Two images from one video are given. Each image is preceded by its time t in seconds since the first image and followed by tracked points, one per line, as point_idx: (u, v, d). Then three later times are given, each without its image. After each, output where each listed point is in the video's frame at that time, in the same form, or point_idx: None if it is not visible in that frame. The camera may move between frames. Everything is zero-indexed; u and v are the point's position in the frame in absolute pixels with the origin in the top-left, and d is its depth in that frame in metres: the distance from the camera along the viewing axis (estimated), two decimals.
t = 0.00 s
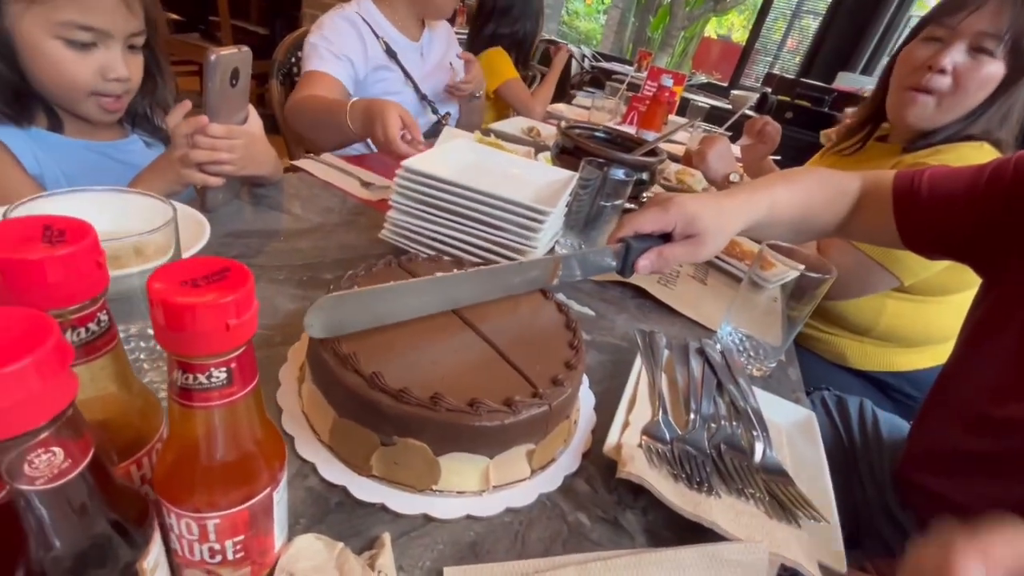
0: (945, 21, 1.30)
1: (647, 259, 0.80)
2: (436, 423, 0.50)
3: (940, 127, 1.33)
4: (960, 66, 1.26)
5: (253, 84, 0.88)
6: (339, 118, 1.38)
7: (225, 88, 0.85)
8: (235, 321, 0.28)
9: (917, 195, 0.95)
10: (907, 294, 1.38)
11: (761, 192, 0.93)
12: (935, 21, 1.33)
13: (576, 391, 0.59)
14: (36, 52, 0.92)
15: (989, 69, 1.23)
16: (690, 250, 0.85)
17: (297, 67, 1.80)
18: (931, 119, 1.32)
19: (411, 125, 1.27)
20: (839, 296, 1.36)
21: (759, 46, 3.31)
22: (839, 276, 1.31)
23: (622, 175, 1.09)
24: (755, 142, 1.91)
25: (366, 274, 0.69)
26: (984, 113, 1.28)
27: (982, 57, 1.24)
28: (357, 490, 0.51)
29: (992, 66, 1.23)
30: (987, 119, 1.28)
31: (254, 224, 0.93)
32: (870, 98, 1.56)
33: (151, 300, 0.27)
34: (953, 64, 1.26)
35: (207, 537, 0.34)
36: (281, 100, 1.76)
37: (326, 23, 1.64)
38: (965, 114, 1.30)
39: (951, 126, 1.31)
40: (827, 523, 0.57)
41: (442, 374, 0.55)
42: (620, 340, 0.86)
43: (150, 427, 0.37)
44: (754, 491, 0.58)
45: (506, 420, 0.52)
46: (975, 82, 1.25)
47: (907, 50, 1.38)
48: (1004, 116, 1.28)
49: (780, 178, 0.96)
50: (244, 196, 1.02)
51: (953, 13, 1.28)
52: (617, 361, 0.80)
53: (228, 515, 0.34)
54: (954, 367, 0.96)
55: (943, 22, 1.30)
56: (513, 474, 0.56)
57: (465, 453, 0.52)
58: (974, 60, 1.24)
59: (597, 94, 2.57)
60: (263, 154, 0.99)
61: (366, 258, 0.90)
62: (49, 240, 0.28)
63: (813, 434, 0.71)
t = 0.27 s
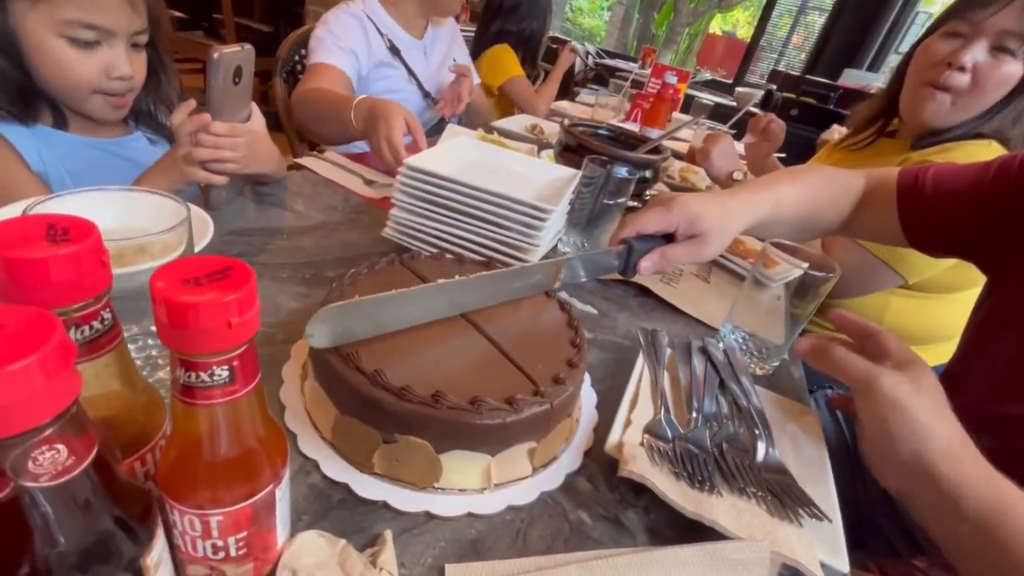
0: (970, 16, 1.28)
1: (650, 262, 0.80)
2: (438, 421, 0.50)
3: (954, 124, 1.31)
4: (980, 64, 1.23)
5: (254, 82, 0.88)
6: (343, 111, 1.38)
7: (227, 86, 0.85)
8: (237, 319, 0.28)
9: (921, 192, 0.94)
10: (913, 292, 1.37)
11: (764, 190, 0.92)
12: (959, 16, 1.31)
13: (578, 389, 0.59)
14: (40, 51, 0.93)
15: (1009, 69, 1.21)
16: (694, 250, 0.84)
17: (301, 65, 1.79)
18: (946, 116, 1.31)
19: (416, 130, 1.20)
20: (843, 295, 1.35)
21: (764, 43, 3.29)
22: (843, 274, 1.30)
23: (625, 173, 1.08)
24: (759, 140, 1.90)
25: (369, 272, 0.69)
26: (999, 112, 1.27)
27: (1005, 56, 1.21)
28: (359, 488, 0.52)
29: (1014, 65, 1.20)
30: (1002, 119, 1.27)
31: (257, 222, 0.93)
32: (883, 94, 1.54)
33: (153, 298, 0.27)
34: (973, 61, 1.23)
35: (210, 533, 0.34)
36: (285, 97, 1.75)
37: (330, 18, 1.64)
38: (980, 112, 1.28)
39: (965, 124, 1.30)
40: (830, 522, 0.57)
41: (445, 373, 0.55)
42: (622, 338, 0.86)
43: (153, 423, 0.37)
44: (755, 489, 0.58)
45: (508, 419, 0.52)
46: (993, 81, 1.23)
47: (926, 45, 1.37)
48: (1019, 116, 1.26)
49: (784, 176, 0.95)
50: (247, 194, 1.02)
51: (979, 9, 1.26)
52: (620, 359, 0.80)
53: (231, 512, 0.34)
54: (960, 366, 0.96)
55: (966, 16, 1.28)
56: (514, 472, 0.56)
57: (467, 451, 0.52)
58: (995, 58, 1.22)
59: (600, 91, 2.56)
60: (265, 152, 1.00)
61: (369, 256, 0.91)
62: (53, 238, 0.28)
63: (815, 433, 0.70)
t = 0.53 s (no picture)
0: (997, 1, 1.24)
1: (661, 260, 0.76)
2: (452, 418, 0.49)
3: (979, 114, 1.27)
4: (1006, 50, 1.19)
5: (258, 72, 0.86)
6: (353, 106, 1.36)
7: (232, 76, 0.84)
8: (248, 313, 0.27)
9: (943, 183, 0.91)
10: (929, 286, 1.34)
11: (779, 183, 0.90)
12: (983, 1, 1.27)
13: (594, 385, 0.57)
14: (45, 41, 0.92)
15: None
16: (706, 248, 0.81)
17: (307, 58, 1.79)
18: (970, 106, 1.27)
19: (428, 130, 1.16)
20: (857, 289, 1.32)
21: (773, 34, 3.25)
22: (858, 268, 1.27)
23: (637, 165, 1.06)
24: (773, 132, 1.86)
25: (379, 265, 0.68)
26: None
27: None
28: (371, 486, 0.51)
29: None
30: None
31: (264, 215, 0.92)
32: (904, 85, 1.50)
33: (160, 290, 0.26)
34: (1000, 47, 1.19)
35: (220, 535, 0.33)
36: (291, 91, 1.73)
37: (338, 9, 1.62)
38: (1006, 101, 1.24)
39: (991, 113, 1.26)
40: (855, 523, 0.55)
41: (459, 369, 0.54)
42: (635, 333, 0.84)
43: (161, 421, 0.36)
44: (776, 488, 0.57)
45: (523, 416, 0.50)
46: (1019, 68, 1.19)
47: (950, 31, 1.33)
48: None
49: (799, 168, 0.93)
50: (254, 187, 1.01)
51: None
52: (633, 355, 0.79)
53: (242, 512, 0.33)
54: (982, 362, 0.93)
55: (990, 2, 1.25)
56: (529, 469, 0.55)
57: (481, 449, 0.51)
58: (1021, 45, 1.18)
59: (608, 83, 2.53)
60: (272, 144, 0.98)
61: (378, 249, 0.89)
62: (55, 228, 0.27)
63: (837, 430, 0.69)
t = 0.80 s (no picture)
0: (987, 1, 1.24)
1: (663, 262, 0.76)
2: (454, 419, 0.49)
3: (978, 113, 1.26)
4: (1000, 48, 1.19)
5: (259, 73, 0.86)
6: (358, 106, 1.36)
7: (232, 77, 0.84)
8: (251, 316, 0.27)
9: (943, 183, 0.91)
10: (930, 285, 1.34)
11: (781, 185, 0.90)
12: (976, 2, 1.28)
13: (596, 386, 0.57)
14: (47, 43, 0.92)
15: None
16: (707, 251, 0.81)
17: (307, 59, 1.78)
18: (969, 105, 1.27)
19: (439, 130, 1.16)
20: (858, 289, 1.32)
21: (773, 34, 3.25)
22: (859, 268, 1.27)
23: (638, 165, 1.06)
24: (773, 132, 1.86)
25: (381, 266, 0.68)
26: None
27: None
28: (374, 487, 0.51)
29: None
30: None
31: (265, 216, 0.92)
32: (903, 84, 1.50)
33: (163, 293, 0.26)
34: (993, 46, 1.20)
35: (223, 537, 0.33)
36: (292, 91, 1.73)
37: (341, 9, 1.62)
38: (1004, 99, 1.24)
39: (989, 112, 1.25)
40: (857, 525, 0.55)
41: (461, 369, 0.54)
42: (636, 334, 0.84)
43: (164, 423, 0.36)
44: (778, 489, 0.57)
45: (526, 417, 0.50)
46: (1015, 67, 1.19)
47: (944, 31, 1.33)
48: None
49: (800, 170, 0.93)
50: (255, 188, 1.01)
51: None
52: (634, 355, 0.79)
53: (245, 515, 0.33)
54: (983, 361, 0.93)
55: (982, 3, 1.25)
56: (531, 470, 0.54)
57: (483, 451, 0.51)
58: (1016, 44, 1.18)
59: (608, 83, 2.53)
60: (273, 144, 0.98)
61: (379, 250, 0.89)
62: (57, 231, 0.27)
63: (839, 431, 0.68)
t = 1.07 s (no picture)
0: (977, 4, 1.26)
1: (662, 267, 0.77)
2: (455, 419, 0.49)
3: (971, 115, 1.27)
4: (991, 51, 1.20)
5: (260, 79, 0.87)
6: (361, 110, 1.37)
7: (234, 83, 0.85)
8: (258, 318, 0.28)
9: (940, 186, 0.92)
10: (927, 286, 1.35)
11: (778, 189, 0.91)
12: (967, 5, 1.29)
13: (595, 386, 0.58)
14: (52, 49, 0.93)
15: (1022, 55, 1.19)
16: (705, 260, 0.82)
17: (308, 63, 1.79)
18: (963, 106, 1.28)
19: (443, 134, 1.17)
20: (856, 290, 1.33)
21: (772, 36, 3.26)
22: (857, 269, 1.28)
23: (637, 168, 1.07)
24: (771, 134, 1.87)
25: (382, 269, 0.68)
26: (1017, 100, 1.23)
27: (1015, 44, 1.19)
28: (376, 486, 0.51)
29: None
30: (1020, 107, 1.24)
31: (268, 220, 0.93)
32: (898, 87, 1.51)
33: (173, 296, 0.27)
34: (984, 48, 1.21)
35: (230, 534, 0.34)
36: (293, 95, 1.74)
37: (343, 13, 1.63)
38: (997, 101, 1.25)
39: (982, 115, 1.26)
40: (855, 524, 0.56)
41: (462, 370, 0.55)
42: (635, 335, 0.85)
43: (171, 423, 0.37)
44: (776, 489, 0.57)
45: (525, 416, 0.51)
46: (1006, 69, 1.20)
47: (936, 34, 1.35)
48: None
49: (797, 174, 0.94)
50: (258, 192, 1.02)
51: None
52: (633, 356, 0.79)
53: (251, 512, 0.34)
54: (980, 361, 0.94)
55: (973, 6, 1.27)
56: (531, 470, 0.55)
57: (484, 450, 0.52)
58: (1008, 46, 1.19)
59: (608, 86, 2.54)
60: (275, 148, 0.99)
61: (381, 253, 0.90)
62: (71, 236, 0.28)
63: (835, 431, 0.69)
